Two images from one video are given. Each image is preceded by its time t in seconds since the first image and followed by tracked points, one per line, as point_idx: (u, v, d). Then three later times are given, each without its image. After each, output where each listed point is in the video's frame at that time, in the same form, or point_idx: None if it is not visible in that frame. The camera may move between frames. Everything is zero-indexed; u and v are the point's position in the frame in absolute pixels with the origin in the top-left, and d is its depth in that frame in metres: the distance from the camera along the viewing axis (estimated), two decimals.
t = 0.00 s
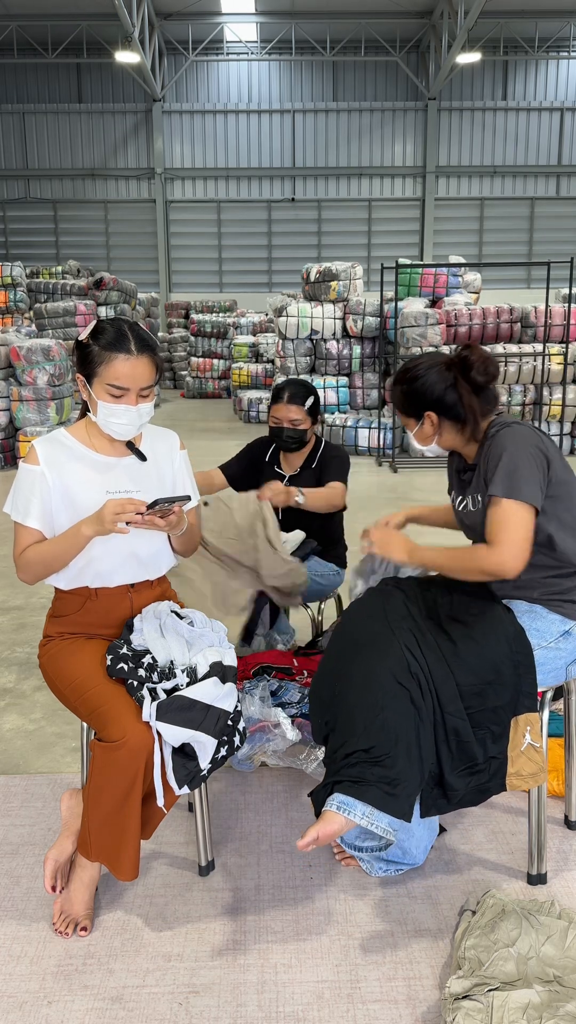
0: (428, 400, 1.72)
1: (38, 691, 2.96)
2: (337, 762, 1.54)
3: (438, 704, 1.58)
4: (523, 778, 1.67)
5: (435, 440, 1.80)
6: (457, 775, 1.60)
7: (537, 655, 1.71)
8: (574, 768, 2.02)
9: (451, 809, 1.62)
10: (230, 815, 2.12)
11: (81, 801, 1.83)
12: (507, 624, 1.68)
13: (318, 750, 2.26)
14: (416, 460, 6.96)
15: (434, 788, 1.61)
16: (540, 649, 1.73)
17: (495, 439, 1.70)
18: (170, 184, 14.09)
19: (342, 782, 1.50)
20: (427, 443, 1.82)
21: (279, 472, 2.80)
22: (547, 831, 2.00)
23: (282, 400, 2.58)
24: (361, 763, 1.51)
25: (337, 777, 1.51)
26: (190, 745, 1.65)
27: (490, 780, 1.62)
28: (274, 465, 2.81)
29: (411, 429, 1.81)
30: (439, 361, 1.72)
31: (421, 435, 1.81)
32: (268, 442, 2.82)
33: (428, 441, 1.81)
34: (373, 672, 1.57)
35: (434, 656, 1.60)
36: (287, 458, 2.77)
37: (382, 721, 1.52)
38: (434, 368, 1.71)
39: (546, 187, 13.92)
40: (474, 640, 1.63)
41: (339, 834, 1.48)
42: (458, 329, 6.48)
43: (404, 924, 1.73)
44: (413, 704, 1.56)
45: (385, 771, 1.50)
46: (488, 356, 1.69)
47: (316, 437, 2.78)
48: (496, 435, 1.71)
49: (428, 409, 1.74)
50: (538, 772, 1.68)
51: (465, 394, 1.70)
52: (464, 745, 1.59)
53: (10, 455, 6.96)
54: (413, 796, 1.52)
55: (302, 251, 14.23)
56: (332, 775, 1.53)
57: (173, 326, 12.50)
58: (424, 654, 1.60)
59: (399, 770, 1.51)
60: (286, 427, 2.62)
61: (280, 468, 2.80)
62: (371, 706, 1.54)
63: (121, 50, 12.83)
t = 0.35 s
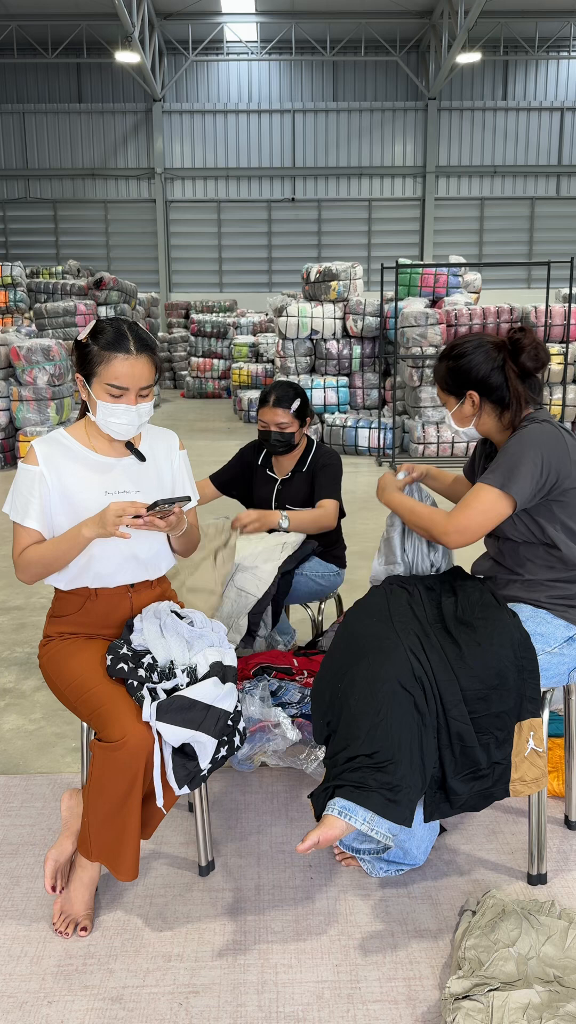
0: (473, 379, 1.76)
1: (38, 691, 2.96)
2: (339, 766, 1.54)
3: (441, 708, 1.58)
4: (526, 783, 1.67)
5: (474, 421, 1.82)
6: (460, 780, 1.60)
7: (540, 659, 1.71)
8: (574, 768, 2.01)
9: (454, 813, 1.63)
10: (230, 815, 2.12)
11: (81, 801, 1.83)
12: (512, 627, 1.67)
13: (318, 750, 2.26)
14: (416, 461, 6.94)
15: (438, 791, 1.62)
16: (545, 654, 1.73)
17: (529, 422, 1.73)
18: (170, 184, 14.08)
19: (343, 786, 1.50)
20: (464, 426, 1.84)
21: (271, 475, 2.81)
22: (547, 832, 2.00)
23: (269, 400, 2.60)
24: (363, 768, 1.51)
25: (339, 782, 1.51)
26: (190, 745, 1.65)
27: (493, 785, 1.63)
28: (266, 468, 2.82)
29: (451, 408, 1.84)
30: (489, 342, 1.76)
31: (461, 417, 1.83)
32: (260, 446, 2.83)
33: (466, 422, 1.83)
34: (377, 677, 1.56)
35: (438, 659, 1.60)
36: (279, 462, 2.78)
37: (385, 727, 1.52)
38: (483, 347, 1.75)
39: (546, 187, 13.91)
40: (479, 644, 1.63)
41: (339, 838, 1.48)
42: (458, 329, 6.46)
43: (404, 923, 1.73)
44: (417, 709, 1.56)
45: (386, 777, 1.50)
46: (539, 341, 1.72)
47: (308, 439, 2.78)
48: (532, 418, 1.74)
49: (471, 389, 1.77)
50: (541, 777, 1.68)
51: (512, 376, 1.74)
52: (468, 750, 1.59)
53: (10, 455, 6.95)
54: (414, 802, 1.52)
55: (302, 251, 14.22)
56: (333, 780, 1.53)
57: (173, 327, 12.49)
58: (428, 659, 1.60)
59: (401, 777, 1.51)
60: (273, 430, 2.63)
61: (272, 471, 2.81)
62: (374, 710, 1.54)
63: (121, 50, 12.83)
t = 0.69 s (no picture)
0: (500, 371, 1.73)
1: (38, 691, 2.96)
2: (338, 769, 1.55)
3: (442, 712, 1.58)
4: (526, 786, 1.66)
5: (497, 413, 1.80)
6: (460, 782, 1.61)
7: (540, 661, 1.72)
8: (574, 768, 2.01)
9: (454, 815, 1.63)
10: (230, 815, 2.12)
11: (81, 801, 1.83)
12: (513, 629, 1.66)
13: (318, 750, 2.26)
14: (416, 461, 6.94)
15: (438, 793, 1.62)
16: (544, 655, 1.73)
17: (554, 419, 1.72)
18: (170, 184, 14.08)
19: (342, 792, 1.50)
20: (485, 417, 1.82)
21: (265, 480, 2.81)
22: (548, 831, 2.00)
23: (265, 405, 2.58)
24: (363, 773, 1.51)
25: (338, 787, 1.51)
26: (190, 746, 1.65)
27: (494, 787, 1.63)
28: (260, 473, 2.82)
29: (474, 399, 1.82)
30: (519, 333, 1.73)
31: (483, 408, 1.81)
32: (252, 450, 2.83)
33: (489, 414, 1.80)
34: (377, 681, 1.56)
35: (439, 663, 1.60)
36: (272, 465, 2.78)
37: (385, 731, 1.52)
38: (514, 339, 1.72)
39: (546, 187, 13.91)
40: (479, 647, 1.62)
41: (338, 843, 1.49)
42: (458, 329, 6.46)
43: (404, 923, 1.73)
44: (417, 714, 1.56)
45: (385, 782, 1.50)
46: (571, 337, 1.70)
47: (304, 443, 2.76)
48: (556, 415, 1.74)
49: (497, 380, 1.75)
50: (542, 779, 1.67)
51: (541, 371, 1.72)
52: (468, 753, 1.59)
53: (10, 455, 6.96)
54: (413, 807, 1.52)
55: (302, 251, 14.22)
56: (332, 784, 1.53)
57: (173, 326, 12.51)
58: (429, 663, 1.60)
59: (399, 782, 1.51)
60: (269, 435, 2.63)
61: (266, 475, 2.81)
62: (373, 715, 1.54)
63: (121, 50, 12.83)
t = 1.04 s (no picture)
0: (521, 367, 1.73)
1: (38, 691, 2.96)
2: (338, 770, 1.55)
3: (442, 712, 1.58)
4: (527, 786, 1.66)
5: (512, 409, 1.80)
6: (461, 783, 1.61)
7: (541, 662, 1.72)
8: (574, 768, 2.01)
9: (454, 815, 1.63)
10: (230, 815, 2.12)
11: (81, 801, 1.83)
12: (514, 630, 1.66)
13: (318, 751, 2.26)
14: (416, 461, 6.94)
15: (438, 795, 1.62)
16: (546, 657, 1.73)
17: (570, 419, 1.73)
18: (170, 184, 14.08)
19: (342, 793, 1.50)
20: (501, 413, 1.82)
21: (264, 480, 2.82)
22: (547, 831, 2.00)
23: (264, 408, 2.59)
24: (363, 774, 1.52)
25: (338, 787, 1.51)
26: (190, 746, 1.65)
27: (494, 788, 1.63)
28: (259, 473, 2.82)
29: (490, 393, 1.81)
30: (542, 330, 1.73)
31: (500, 402, 1.80)
32: (252, 450, 2.83)
33: (504, 409, 1.81)
34: (378, 681, 1.56)
35: (439, 663, 1.60)
36: (271, 465, 2.79)
37: (385, 732, 1.52)
38: (537, 336, 1.72)
39: (546, 187, 13.91)
40: (480, 648, 1.63)
41: (338, 843, 1.50)
42: (458, 329, 6.46)
43: (404, 923, 1.73)
44: (417, 715, 1.56)
45: (386, 782, 1.51)
46: None
47: (303, 444, 2.76)
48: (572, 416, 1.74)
49: (517, 376, 1.75)
50: (542, 781, 1.67)
51: (563, 371, 1.72)
52: (469, 754, 1.59)
53: (10, 455, 6.95)
54: (413, 808, 1.52)
55: (302, 251, 14.23)
56: (332, 784, 1.53)
57: (173, 326, 12.50)
58: (430, 663, 1.60)
59: (400, 783, 1.51)
60: (268, 436, 2.64)
61: (266, 474, 2.82)
62: (373, 716, 1.54)
63: (121, 50, 12.82)
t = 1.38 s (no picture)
0: (527, 369, 1.73)
1: (38, 691, 2.97)
2: (337, 770, 1.55)
3: (442, 713, 1.59)
4: (526, 787, 1.66)
5: (513, 410, 1.80)
6: (460, 783, 1.61)
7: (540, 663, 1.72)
8: (574, 768, 2.01)
9: (454, 816, 1.63)
10: (230, 815, 2.12)
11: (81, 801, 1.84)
12: (514, 631, 1.66)
13: (318, 750, 2.26)
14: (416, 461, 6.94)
15: (438, 795, 1.62)
16: (545, 656, 1.74)
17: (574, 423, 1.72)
18: (170, 184, 14.08)
19: (341, 793, 1.50)
20: (503, 413, 1.82)
21: (265, 480, 2.82)
22: (548, 831, 2.00)
23: (267, 404, 2.60)
24: (362, 774, 1.52)
25: (337, 787, 1.51)
26: (190, 745, 1.65)
27: (493, 788, 1.63)
28: (260, 472, 2.82)
29: (493, 393, 1.81)
30: (549, 332, 1.73)
31: (503, 403, 1.80)
32: (253, 450, 2.84)
33: (505, 410, 1.81)
34: (378, 682, 1.56)
35: (439, 663, 1.60)
36: (273, 464, 2.78)
37: (385, 732, 1.52)
38: (544, 338, 1.72)
39: (546, 187, 13.91)
40: (480, 647, 1.63)
41: (337, 842, 1.50)
42: (458, 329, 6.45)
43: (404, 923, 1.73)
44: (417, 715, 1.56)
45: (385, 782, 1.51)
46: None
47: (306, 442, 2.77)
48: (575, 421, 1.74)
49: (523, 378, 1.74)
50: (542, 781, 1.67)
51: (569, 373, 1.72)
52: (468, 754, 1.59)
53: (10, 455, 6.96)
54: (412, 808, 1.53)
55: (302, 251, 14.22)
56: (331, 784, 1.54)
57: (173, 326, 12.51)
58: (429, 663, 1.60)
59: (398, 784, 1.51)
60: (271, 435, 2.65)
61: (266, 474, 2.81)
62: (372, 716, 1.54)
63: (121, 50, 12.82)
